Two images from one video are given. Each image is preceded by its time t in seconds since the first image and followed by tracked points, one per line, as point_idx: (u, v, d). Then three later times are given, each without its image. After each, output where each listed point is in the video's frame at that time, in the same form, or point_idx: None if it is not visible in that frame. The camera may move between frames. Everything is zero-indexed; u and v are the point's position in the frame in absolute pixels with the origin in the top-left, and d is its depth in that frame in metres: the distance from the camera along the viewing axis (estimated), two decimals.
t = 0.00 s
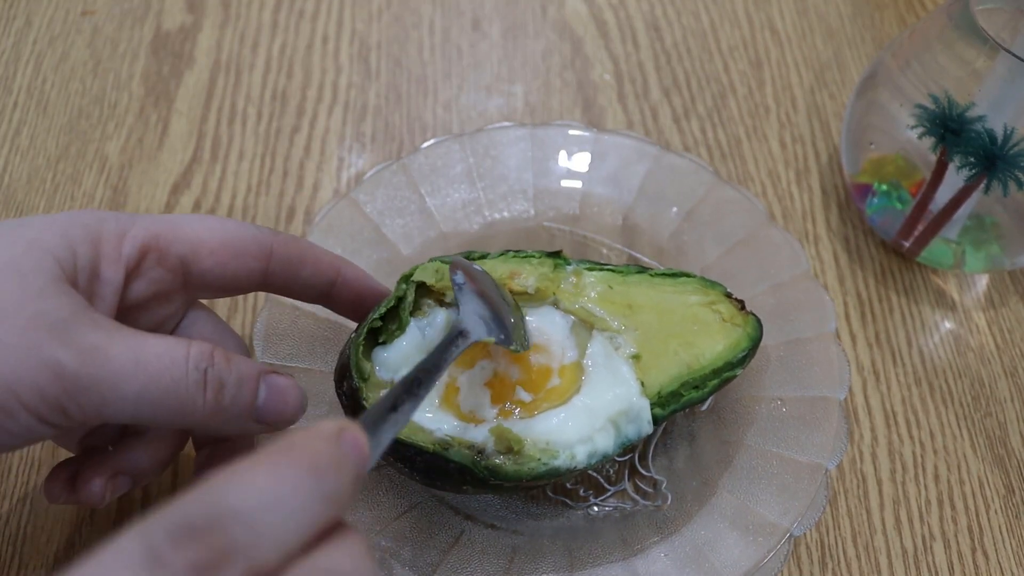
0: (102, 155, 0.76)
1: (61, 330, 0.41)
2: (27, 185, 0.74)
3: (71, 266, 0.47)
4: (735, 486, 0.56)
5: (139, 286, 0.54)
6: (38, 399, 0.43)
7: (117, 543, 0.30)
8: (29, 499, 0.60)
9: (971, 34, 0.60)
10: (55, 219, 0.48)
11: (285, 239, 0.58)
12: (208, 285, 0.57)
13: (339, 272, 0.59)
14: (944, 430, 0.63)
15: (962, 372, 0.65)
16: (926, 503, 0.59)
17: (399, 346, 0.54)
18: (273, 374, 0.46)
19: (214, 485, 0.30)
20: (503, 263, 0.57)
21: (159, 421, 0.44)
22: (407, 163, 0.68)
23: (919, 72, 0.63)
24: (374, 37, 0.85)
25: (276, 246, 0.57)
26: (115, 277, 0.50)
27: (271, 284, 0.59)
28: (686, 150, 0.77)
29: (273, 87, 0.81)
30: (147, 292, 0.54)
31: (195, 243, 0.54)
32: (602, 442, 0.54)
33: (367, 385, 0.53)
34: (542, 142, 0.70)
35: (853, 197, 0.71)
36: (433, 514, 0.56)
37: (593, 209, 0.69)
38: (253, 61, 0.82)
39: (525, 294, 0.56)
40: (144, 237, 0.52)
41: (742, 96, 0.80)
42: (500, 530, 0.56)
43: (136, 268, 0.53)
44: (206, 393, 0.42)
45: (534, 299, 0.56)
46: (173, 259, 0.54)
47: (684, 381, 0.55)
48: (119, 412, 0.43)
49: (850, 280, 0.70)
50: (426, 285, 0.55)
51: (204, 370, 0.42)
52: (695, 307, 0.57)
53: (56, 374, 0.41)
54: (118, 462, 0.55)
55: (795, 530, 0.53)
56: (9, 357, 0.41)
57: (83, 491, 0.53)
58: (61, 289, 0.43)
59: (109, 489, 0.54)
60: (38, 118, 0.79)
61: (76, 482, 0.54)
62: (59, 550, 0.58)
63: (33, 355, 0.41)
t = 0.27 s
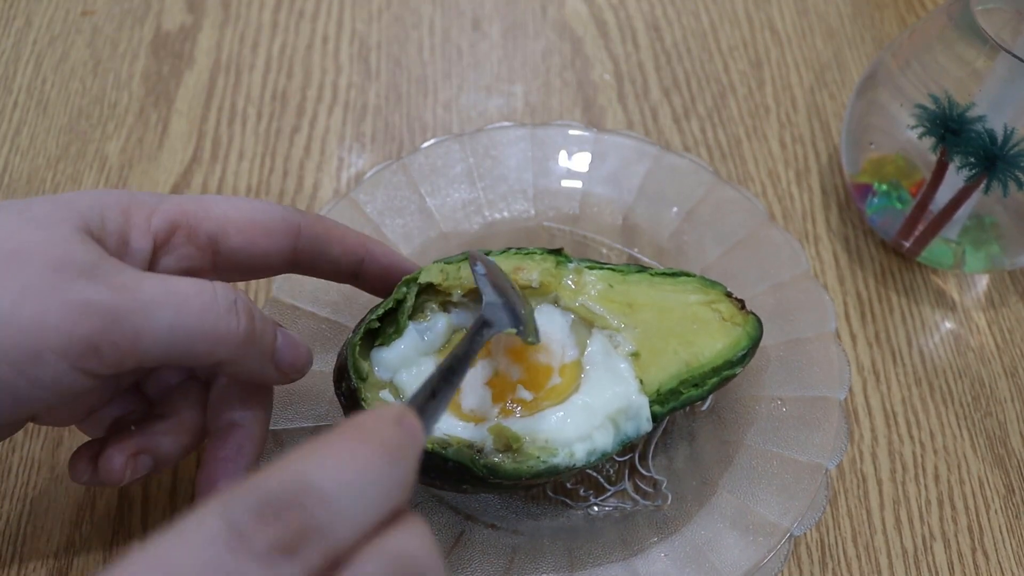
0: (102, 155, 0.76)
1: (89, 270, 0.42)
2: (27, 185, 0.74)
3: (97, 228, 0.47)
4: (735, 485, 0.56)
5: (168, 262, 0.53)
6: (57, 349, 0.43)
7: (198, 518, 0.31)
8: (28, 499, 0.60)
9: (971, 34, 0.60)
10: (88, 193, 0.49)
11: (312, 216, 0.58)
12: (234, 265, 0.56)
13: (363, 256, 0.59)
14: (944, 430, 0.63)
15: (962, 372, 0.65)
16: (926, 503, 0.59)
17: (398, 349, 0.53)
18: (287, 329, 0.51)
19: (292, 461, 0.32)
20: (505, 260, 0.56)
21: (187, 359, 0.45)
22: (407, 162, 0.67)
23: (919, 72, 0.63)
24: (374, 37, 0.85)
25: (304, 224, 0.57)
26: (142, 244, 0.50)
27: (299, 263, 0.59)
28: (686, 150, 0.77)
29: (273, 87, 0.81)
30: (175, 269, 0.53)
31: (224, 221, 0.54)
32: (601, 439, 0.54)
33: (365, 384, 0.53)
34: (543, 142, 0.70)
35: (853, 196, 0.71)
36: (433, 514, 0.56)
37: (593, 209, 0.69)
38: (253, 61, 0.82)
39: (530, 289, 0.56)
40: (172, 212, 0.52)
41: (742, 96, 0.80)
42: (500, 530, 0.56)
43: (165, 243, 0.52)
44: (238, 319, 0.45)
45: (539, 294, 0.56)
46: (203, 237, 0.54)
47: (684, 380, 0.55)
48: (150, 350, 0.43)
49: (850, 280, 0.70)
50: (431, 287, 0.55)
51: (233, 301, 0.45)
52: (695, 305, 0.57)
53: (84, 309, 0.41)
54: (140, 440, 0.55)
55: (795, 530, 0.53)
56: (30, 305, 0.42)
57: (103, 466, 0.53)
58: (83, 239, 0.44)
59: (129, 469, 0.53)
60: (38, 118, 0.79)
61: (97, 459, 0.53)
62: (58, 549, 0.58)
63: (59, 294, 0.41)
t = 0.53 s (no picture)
0: (102, 155, 0.76)
1: (93, 261, 0.42)
2: (27, 185, 0.74)
3: (103, 221, 0.47)
4: (736, 486, 0.56)
5: (172, 258, 0.53)
6: (61, 341, 0.42)
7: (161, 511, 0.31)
8: (28, 499, 0.60)
9: (971, 34, 0.60)
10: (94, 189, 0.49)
11: (318, 215, 0.58)
12: (240, 260, 0.57)
13: (369, 260, 0.59)
14: (944, 430, 0.63)
15: (962, 372, 0.65)
16: (926, 503, 0.59)
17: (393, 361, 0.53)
18: (289, 327, 0.52)
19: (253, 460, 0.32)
20: (507, 262, 0.56)
21: (193, 351, 0.45)
22: (407, 162, 0.68)
23: (919, 72, 0.63)
24: (374, 37, 0.85)
25: (310, 222, 0.57)
26: (148, 239, 0.51)
27: (306, 261, 0.60)
28: (686, 150, 0.77)
29: (273, 87, 0.81)
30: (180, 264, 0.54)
31: (229, 217, 0.55)
32: (602, 443, 0.54)
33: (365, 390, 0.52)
34: (543, 142, 0.70)
35: (854, 197, 0.71)
36: (433, 514, 0.56)
37: (593, 209, 0.69)
38: (253, 61, 0.83)
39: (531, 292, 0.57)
40: (178, 208, 0.53)
41: (742, 97, 0.80)
42: (500, 530, 0.56)
43: (170, 239, 0.53)
44: (243, 310, 0.45)
45: (541, 295, 0.57)
46: (208, 233, 0.54)
47: (684, 383, 0.55)
48: (157, 340, 0.44)
49: (850, 280, 0.70)
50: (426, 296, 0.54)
51: (237, 293, 0.45)
52: (696, 308, 0.56)
53: (92, 299, 0.41)
54: (146, 434, 0.55)
55: (795, 530, 0.53)
56: (27, 295, 0.40)
57: (110, 459, 0.52)
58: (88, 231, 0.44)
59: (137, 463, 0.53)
60: (38, 118, 0.79)
61: (103, 454, 0.53)
62: (58, 550, 0.58)
63: (60, 286, 0.41)
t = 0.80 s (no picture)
0: (102, 155, 0.76)
1: (79, 245, 0.43)
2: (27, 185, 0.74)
3: (82, 204, 0.48)
4: (735, 486, 0.56)
5: (151, 240, 0.53)
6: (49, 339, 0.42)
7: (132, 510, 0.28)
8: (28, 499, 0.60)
9: (971, 34, 0.60)
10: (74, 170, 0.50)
11: (296, 210, 0.58)
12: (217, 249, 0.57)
13: (341, 260, 0.59)
14: (944, 430, 0.63)
15: (962, 372, 0.65)
16: (926, 503, 0.59)
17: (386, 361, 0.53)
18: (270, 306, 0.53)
19: (235, 459, 0.29)
20: (507, 262, 0.56)
21: (178, 332, 0.46)
22: (407, 162, 0.68)
23: (919, 72, 0.63)
24: (374, 37, 0.85)
25: (289, 216, 0.57)
26: (128, 219, 0.51)
27: (280, 259, 0.59)
28: (685, 150, 0.77)
29: (273, 87, 0.81)
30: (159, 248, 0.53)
31: (210, 203, 0.54)
32: (602, 443, 0.54)
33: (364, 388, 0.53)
34: (543, 141, 0.70)
35: (853, 197, 0.71)
36: (433, 514, 0.56)
37: (593, 209, 0.69)
38: (253, 61, 0.83)
39: (531, 292, 0.57)
40: (159, 190, 0.53)
41: (742, 96, 0.80)
42: (499, 530, 0.56)
43: (149, 220, 0.52)
44: (229, 291, 0.46)
45: (540, 296, 0.57)
46: (188, 216, 0.54)
47: (685, 383, 0.55)
48: (145, 323, 0.44)
49: (850, 280, 0.70)
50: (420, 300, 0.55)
51: (223, 274, 0.46)
52: (696, 308, 0.56)
53: (76, 287, 0.42)
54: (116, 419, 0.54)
55: (795, 530, 0.53)
56: (19, 284, 0.42)
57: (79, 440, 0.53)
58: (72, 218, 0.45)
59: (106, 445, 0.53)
60: (38, 118, 0.79)
61: (72, 435, 0.54)
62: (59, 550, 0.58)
63: (50, 273, 0.42)
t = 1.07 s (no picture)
0: (102, 155, 0.76)
1: (74, 242, 0.43)
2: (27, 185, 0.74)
3: (80, 201, 0.48)
4: (735, 485, 0.56)
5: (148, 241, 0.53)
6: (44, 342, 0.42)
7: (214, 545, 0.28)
8: (28, 499, 0.60)
9: (971, 34, 0.60)
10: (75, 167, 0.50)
11: (297, 219, 0.59)
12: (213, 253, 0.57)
13: (341, 269, 0.59)
14: (944, 430, 0.63)
15: (962, 372, 0.65)
16: (926, 503, 0.59)
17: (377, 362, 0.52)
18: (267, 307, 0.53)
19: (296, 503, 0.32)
20: (507, 262, 0.56)
21: (174, 331, 0.46)
22: (407, 162, 0.68)
23: (919, 72, 0.63)
24: (374, 37, 0.85)
25: (288, 225, 0.58)
26: (125, 217, 0.51)
27: (276, 269, 0.59)
28: (685, 150, 0.77)
29: (273, 87, 0.81)
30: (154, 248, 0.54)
31: (209, 207, 0.55)
32: (602, 443, 0.54)
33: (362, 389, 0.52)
34: (543, 141, 0.70)
35: (853, 197, 0.71)
36: (433, 514, 0.56)
37: (593, 209, 0.69)
38: (253, 61, 0.83)
39: (531, 292, 0.57)
40: (157, 190, 0.53)
41: (742, 96, 0.80)
42: (499, 530, 0.56)
43: (147, 221, 0.53)
44: (225, 290, 0.46)
45: (541, 296, 0.57)
46: (185, 219, 0.55)
47: (685, 383, 0.55)
48: (141, 321, 0.44)
49: (850, 280, 0.70)
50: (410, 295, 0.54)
51: (219, 272, 0.46)
52: (697, 308, 0.56)
53: (73, 285, 0.42)
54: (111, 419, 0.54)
55: (795, 530, 0.53)
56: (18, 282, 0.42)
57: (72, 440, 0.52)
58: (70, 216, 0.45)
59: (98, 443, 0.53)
60: (38, 118, 0.79)
61: (65, 432, 0.53)
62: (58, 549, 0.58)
63: (47, 270, 0.42)
